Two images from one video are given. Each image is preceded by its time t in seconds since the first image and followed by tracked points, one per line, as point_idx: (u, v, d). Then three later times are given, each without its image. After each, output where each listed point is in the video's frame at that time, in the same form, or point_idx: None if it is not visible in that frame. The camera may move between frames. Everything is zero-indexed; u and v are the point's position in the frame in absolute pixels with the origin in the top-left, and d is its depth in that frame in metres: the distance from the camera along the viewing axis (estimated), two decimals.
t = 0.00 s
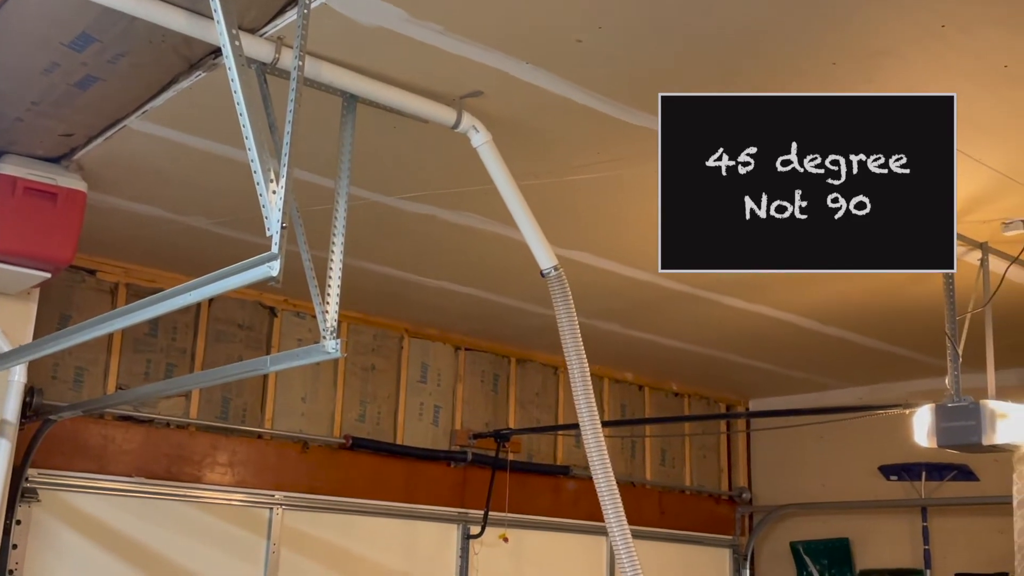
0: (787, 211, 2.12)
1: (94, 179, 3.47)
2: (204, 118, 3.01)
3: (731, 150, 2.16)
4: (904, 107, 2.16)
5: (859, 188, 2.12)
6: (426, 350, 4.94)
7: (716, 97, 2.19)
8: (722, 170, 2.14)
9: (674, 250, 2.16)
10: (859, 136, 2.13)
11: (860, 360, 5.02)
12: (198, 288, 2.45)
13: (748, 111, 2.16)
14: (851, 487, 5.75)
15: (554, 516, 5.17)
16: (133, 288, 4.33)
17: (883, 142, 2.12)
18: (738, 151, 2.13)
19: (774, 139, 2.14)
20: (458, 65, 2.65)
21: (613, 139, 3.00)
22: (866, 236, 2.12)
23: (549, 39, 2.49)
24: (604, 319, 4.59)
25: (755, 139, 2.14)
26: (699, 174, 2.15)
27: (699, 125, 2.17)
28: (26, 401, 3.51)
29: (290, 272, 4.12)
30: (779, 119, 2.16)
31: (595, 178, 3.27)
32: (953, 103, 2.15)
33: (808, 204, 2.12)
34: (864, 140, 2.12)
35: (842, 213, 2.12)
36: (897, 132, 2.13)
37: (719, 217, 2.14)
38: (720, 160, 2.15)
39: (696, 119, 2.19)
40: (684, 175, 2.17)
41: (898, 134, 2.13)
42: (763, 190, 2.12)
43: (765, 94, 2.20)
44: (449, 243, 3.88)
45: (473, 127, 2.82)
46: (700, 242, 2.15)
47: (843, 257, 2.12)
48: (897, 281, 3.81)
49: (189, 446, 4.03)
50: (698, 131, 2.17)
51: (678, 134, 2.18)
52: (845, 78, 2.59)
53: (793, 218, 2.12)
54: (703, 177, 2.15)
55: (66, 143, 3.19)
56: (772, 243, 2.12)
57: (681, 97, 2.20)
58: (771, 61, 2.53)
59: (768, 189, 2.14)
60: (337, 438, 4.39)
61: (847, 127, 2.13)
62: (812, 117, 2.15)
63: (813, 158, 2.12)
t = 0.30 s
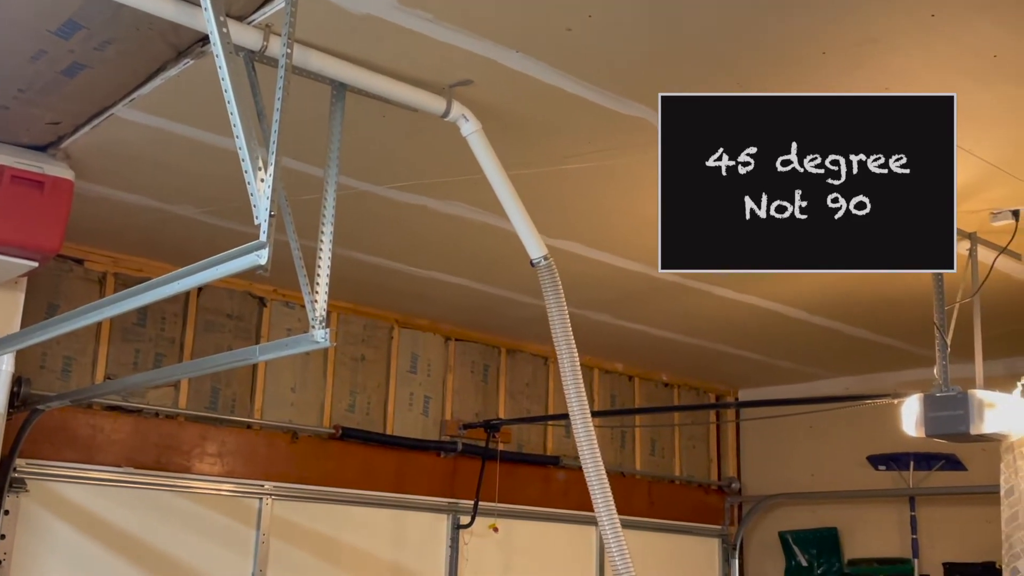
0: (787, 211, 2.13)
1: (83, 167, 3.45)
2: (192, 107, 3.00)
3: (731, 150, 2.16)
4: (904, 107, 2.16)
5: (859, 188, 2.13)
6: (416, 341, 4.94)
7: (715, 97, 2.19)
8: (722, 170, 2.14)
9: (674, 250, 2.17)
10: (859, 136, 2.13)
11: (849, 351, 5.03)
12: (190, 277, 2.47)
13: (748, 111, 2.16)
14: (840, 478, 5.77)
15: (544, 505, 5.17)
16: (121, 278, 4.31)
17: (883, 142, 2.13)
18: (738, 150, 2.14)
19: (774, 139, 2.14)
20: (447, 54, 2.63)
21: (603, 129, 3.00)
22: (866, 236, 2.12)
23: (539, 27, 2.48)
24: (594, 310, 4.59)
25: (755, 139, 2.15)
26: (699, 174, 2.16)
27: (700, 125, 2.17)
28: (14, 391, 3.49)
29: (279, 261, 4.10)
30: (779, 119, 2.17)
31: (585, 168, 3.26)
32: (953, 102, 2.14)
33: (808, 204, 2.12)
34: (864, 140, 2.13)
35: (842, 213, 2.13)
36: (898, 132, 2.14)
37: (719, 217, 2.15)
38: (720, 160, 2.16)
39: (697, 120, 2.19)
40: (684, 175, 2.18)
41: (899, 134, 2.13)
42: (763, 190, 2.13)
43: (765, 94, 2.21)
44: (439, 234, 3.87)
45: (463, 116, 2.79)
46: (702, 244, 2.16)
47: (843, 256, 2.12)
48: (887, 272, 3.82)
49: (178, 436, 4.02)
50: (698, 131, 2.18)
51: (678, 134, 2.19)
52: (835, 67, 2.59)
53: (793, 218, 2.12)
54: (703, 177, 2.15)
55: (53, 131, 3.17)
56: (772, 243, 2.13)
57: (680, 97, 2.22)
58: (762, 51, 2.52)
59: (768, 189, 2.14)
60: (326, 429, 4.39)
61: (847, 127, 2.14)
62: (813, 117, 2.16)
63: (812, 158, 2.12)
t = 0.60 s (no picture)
0: (787, 211, 2.15)
1: (71, 154, 3.43)
2: (181, 93, 2.98)
3: (731, 150, 2.18)
4: (903, 106, 2.17)
5: (859, 188, 2.15)
6: (407, 329, 4.93)
7: (715, 98, 2.20)
8: (722, 170, 2.16)
9: (674, 250, 2.19)
10: (860, 135, 2.15)
11: (840, 339, 5.04)
12: (183, 263, 2.47)
13: (748, 110, 2.16)
14: (830, 466, 5.79)
15: (534, 494, 5.19)
16: (110, 266, 4.29)
17: (883, 142, 2.14)
18: (738, 151, 2.15)
19: (774, 139, 2.16)
20: (438, 40, 2.62)
21: (594, 116, 2.99)
22: (866, 236, 2.15)
23: (530, 14, 2.46)
24: (584, 298, 4.60)
25: (755, 139, 2.16)
26: (699, 174, 2.17)
27: (700, 124, 2.18)
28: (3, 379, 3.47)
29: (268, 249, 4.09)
30: (780, 119, 2.17)
31: (576, 156, 3.25)
32: (953, 102, 2.13)
33: (808, 204, 2.15)
34: (864, 140, 2.15)
35: (841, 213, 2.15)
36: (898, 131, 2.15)
37: (719, 217, 2.17)
38: (720, 160, 2.18)
39: (697, 120, 2.19)
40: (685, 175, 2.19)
41: (900, 133, 2.15)
42: (763, 190, 2.15)
43: (766, 93, 2.22)
44: (429, 222, 3.86)
45: (453, 103, 2.78)
46: (702, 244, 2.18)
47: (843, 256, 2.14)
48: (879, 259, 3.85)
49: (168, 425, 4.01)
50: (698, 131, 2.19)
51: (678, 133, 2.19)
52: (826, 55, 2.58)
53: (793, 218, 2.15)
54: (703, 177, 2.17)
55: (41, 119, 3.14)
56: (772, 243, 2.15)
57: (679, 96, 2.21)
58: (753, 38, 2.51)
59: (768, 189, 2.17)
60: (316, 417, 4.38)
61: (849, 127, 2.15)
62: (814, 117, 2.16)
63: (812, 158, 2.14)
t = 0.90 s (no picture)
0: (787, 211, 2.16)
1: (59, 139, 3.41)
2: (169, 76, 2.96)
3: (731, 150, 2.19)
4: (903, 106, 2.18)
5: (859, 188, 2.15)
6: (397, 316, 4.93)
7: (716, 97, 2.21)
8: (722, 170, 2.17)
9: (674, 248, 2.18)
10: (860, 135, 2.15)
11: (831, 326, 5.04)
12: (174, 247, 2.48)
13: (748, 111, 2.18)
14: (820, 453, 5.81)
15: (524, 480, 5.20)
16: (99, 253, 4.27)
17: (883, 142, 2.15)
18: (738, 151, 2.17)
19: (774, 139, 2.17)
20: (428, 25, 2.61)
21: (584, 102, 2.98)
22: (866, 235, 2.14)
23: None
24: (575, 285, 4.60)
25: (755, 139, 2.17)
26: (699, 174, 2.18)
27: (701, 124, 2.20)
28: None
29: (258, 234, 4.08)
30: (780, 119, 2.19)
31: (566, 142, 3.24)
32: (953, 102, 2.15)
33: (808, 204, 2.15)
34: (864, 140, 2.15)
35: (841, 213, 2.16)
36: (898, 131, 2.16)
37: (720, 217, 2.17)
38: (720, 160, 2.19)
39: (698, 119, 2.21)
40: (686, 176, 2.20)
41: (900, 133, 2.15)
42: (763, 190, 2.16)
43: (765, 93, 2.23)
44: (420, 207, 3.84)
45: (443, 89, 2.76)
46: (702, 242, 2.18)
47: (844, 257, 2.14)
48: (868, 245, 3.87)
49: (157, 411, 4.01)
50: (698, 130, 2.20)
51: (677, 132, 2.21)
52: (818, 41, 2.57)
53: (793, 218, 2.15)
54: (704, 177, 2.18)
55: (28, 104, 3.12)
56: (772, 243, 2.16)
57: (680, 96, 2.22)
58: (744, 24, 2.50)
59: (768, 189, 2.17)
60: (307, 404, 4.37)
61: (849, 127, 2.16)
62: (815, 118, 2.17)
63: (812, 158, 2.15)
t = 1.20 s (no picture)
0: (787, 211, 2.16)
1: (48, 123, 3.39)
2: (159, 61, 2.94)
3: (731, 150, 2.19)
4: (904, 105, 2.18)
5: (859, 188, 2.15)
6: (389, 301, 4.93)
7: (716, 97, 2.21)
8: (722, 170, 2.18)
9: (673, 248, 2.19)
10: (860, 135, 2.16)
11: (822, 312, 5.06)
12: (165, 231, 2.48)
13: (748, 110, 2.18)
14: (810, 438, 5.84)
15: (516, 466, 5.21)
16: (89, 238, 4.27)
17: (883, 142, 2.15)
18: (738, 151, 2.17)
19: (774, 139, 2.17)
20: (419, 9, 2.59)
21: (575, 86, 2.96)
22: (867, 235, 2.15)
23: None
24: (567, 271, 4.61)
25: (755, 139, 2.17)
26: (699, 174, 2.19)
27: (700, 124, 2.20)
28: None
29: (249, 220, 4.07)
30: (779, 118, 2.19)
31: (558, 128, 3.24)
32: (952, 101, 2.15)
33: (808, 204, 2.16)
34: (864, 140, 2.16)
35: (841, 213, 2.16)
36: (898, 131, 2.16)
37: (719, 217, 2.18)
38: (720, 160, 2.19)
39: (698, 118, 2.21)
40: (685, 175, 2.21)
41: (900, 133, 2.16)
42: (763, 190, 2.16)
43: (764, 93, 2.23)
44: (411, 193, 3.84)
45: (434, 74, 2.75)
46: (701, 242, 2.18)
47: (845, 257, 2.14)
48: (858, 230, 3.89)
49: (149, 397, 4.01)
50: (698, 130, 2.20)
51: (677, 131, 2.22)
52: (810, 27, 2.57)
53: (793, 218, 2.15)
54: (704, 177, 2.19)
55: (17, 88, 3.11)
56: (772, 243, 2.16)
57: (679, 95, 2.22)
58: (736, 9, 2.49)
59: (768, 189, 2.18)
60: (299, 390, 4.38)
61: (848, 126, 2.16)
62: (815, 117, 2.17)
63: (812, 158, 2.15)
